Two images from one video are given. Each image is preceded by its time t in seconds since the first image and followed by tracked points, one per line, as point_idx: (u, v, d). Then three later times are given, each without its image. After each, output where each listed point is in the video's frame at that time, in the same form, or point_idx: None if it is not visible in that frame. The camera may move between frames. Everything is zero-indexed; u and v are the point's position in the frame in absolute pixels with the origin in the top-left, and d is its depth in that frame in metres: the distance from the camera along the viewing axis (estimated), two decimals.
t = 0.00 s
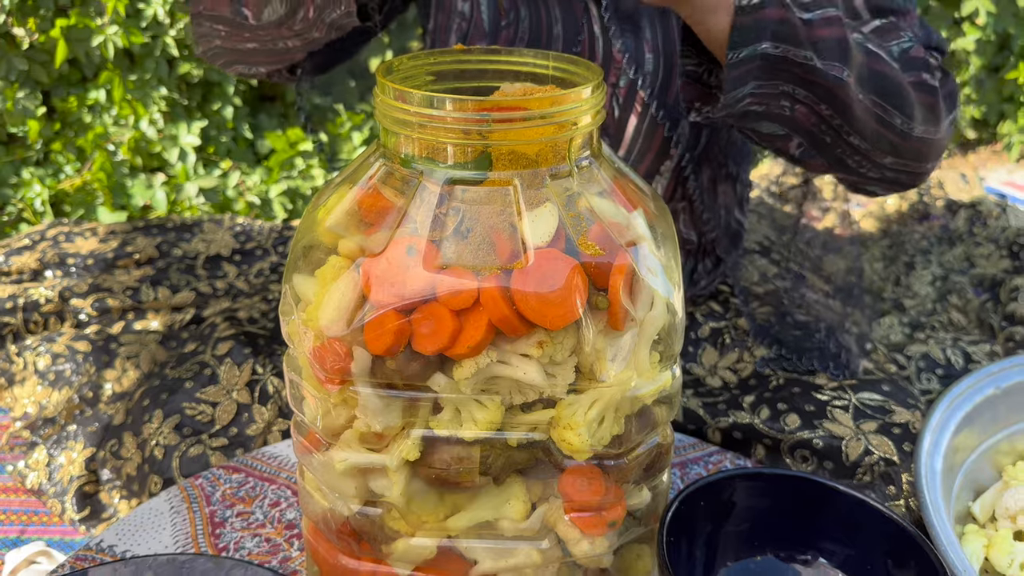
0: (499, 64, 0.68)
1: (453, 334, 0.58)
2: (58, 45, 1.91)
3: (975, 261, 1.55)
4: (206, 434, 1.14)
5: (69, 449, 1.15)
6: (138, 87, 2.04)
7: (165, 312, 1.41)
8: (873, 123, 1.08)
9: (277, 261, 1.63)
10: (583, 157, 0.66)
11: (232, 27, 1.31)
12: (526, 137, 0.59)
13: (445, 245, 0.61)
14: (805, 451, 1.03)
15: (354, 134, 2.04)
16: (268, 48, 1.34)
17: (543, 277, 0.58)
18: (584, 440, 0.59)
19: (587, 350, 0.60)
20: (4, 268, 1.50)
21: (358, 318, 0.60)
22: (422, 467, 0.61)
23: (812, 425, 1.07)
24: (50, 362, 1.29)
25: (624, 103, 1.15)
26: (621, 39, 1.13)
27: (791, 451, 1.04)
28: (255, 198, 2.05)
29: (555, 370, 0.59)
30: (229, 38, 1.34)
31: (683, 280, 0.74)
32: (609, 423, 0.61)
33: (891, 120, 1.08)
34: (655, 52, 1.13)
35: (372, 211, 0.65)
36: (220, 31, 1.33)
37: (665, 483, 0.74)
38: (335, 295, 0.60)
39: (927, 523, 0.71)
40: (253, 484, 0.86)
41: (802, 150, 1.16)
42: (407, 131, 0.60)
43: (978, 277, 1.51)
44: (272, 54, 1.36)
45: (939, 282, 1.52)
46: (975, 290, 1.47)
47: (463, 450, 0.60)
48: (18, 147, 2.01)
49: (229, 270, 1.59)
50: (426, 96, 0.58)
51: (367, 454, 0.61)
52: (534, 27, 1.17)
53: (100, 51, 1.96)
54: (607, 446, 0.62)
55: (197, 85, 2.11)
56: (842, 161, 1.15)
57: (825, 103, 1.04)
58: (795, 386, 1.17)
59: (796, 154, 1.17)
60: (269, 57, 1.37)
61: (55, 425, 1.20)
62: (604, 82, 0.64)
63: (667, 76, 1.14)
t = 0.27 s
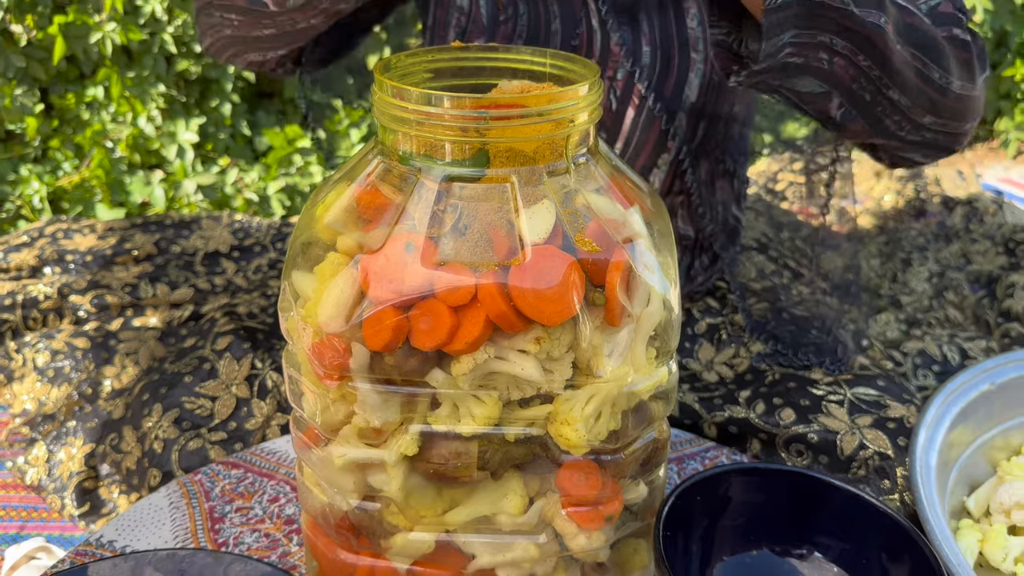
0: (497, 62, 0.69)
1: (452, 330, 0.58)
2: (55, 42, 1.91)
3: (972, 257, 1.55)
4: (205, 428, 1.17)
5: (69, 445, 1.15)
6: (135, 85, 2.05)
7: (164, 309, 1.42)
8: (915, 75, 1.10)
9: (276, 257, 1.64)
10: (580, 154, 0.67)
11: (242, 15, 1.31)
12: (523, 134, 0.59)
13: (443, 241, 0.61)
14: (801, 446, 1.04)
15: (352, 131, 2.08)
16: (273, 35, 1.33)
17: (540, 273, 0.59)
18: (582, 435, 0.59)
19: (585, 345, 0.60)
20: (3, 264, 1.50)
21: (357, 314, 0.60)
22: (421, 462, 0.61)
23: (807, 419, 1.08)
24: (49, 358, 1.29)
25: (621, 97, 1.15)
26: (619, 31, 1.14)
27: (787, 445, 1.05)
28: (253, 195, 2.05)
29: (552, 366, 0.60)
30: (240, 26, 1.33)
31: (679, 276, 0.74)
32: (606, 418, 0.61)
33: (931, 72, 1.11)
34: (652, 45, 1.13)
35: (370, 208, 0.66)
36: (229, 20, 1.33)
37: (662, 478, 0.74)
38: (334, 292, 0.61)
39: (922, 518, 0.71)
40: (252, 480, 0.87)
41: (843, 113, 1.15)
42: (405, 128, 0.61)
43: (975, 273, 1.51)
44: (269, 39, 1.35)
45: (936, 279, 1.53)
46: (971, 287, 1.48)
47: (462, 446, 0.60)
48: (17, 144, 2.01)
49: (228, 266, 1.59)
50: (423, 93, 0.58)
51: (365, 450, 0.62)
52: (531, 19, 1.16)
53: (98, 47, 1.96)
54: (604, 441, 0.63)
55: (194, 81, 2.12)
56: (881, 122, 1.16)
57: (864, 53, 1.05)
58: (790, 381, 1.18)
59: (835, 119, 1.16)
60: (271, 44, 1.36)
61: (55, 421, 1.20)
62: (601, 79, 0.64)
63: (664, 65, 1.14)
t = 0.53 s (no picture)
0: (495, 60, 0.69)
1: (450, 328, 0.58)
2: (54, 40, 1.92)
3: (969, 255, 1.56)
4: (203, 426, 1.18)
5: (68, 443, 1.15)
6: (134, 82, 2.03)
7: (162, 306, 1.42)
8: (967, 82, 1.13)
9: (274, 255, 1.64)
10: (578, 152, 0.67)
11: None
12: (521, 132, 0.59)
13: (441, 240, 0.62)
14: (798, 443, 1.04)
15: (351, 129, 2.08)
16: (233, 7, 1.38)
17: (539, 271, 0.59)
18: (580, 432, 0.59)
19: (583, 343, 0.61)
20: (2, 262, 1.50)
21: (356, 312, 0.60)
22: (420, 459, 0.62)
23: (803, 418, 1.09)
24: (48, 356, 1.29)
25: (618, 94, 1.18)
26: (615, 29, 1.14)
27: (784, 443, 1.06)
28: (251, 191, 2.08)
29: (551, 364, 0.60)
30: None
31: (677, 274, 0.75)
32: (604, 415, 0.62)
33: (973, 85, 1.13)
34: (649, 45, 1.14)
35: (369, 206, 0.66)
36: None
37: (660, 475, 0.74)
38: (333, 290, 0.61)
39: (919, 513, 0.71)
40: (251, 478, 0.87)
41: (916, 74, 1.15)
42: (404, 126, 0.61)
43: (973, 270, 1.52)
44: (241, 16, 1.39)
45: (933, 276, 1.53)
46: (968, 284, 1.49)
47: (460, 443, 0.61)
48: (15, 142, 2.02)
49: (227, 264, 1.59)
50: (421, 92, 0.59)
51: (365, 447, 0.62)
52: (528, 18, 1.19)
53: (96, 45, 1.96)
54: (602, 439, 0.63)
55: (192, 79, 2.10)
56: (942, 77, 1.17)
57: (984, 40, 1.06)
58: (787, 379, 1.18)
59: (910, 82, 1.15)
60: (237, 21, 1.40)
61: (53, 419, 1.19)
62: (599, 78, 0.64)
63: (662, 63, 1.15)
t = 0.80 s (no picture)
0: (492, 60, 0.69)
1: (449, 328, 0.58)
2: (52, 37, 1.91)
3: (967, 253, 1.56)
4: (203, 426, 1.18)
5: (66, 442, 1.16)
6: (133, 81, 2.03)
7: (161, 306, 1.42)
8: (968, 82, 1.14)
9: (274, 254, 1.64)
10: (577, 152, 0.67)
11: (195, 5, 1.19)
12: (521, 132, 0.59)
13: (440, 239, 0.62)
14: (797, 442, 1.04)
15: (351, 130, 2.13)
16: (223, 40, 1.21)
17: (538, 271, 0.59)
18: (579, 431, 0.59)
19: (582, 342, 0.61)
20: None
21: (355, 311, 0.60)
22: (419, 459, 0.62)
23: (803, 415, 1.09)
24: (47, 355, 1.29)
25: (620, 99, 1.16)
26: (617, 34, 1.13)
27: (784, 441, 1.06)
28: (251, 190, 2.08)
29: (550, 363, 0.60)
30: (192, 19, 1.20)
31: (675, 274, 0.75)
32: (603, 415, 0.62)
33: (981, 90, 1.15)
34: (649, 49, 1.14)
35: (368, 205, 0.66)
36: (184, 10, 1.19)
37: (659, 473, 0.75)
38: (332, 289, 0.61)
39: (918, 512, 0.71)
40: (250, 477, 0.87)
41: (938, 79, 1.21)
42: (405, 126, 0.61)
43: (971, 269, 1.52)
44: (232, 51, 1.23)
45: (932, 274, 1.53)
46: (967, 283, 1.49)
47: (459, 443, 0.61)
48: (13, 140, 2.02)
49: (225, 263, 1.59)
50: (421, 92, 0.58)
51: (364, 447, 0.62)
52: (529, 24, 1.14)
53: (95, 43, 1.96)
54: (601, 438, 0.63)
55: (191, 78, 2.09)
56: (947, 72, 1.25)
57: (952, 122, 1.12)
58: (787, 376, 1.18)
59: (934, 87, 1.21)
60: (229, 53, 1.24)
61: (52, 418, 1.20)
62: (598, 78, 0.64)
63: (663, 68, 1.15)
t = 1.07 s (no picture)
0: (491, 59, 0.69)
1: (448, 326, 0.58)
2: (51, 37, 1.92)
3: (966, 251, 1.56)
4: (201, 424, 1.18)
5: (65, 441, 1.16)
6: (131, 79, 2.03)
7: (160, 304, 1.42)
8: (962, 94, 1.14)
9: (272, 253, 1.64)
10: (576, 150, 0.67)
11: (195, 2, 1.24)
12: (521, 131, 0.60)
13: (439, 238, 0.62)
14: (795, 439, 1.04)
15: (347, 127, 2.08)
16: (221, 37, 1.27)
17: (536, 270, 0.59)
18: (577, 430, 0.60)
19: (580, 341, 0.61)
20: None
21: (354, 310, 0.60)
22: (417, 457, 0.62)
23: (802, 413, 1.09)
24: (45, 354, 1.29)
25: (627, 100, 1.16)
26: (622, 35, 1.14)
27: (782, 439, 1.06)
28: (249, 189, 2.09)
29: (548, 361, 0.60)
30: (189, 15, 1.26)
31: (673, 272, 0.75)
32: (601, 413, 0.62)
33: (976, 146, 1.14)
34: (655, 49, 1.15)
35: (367, 204, 0.66)
36: (181, 6, 1.25)
37: (657, 472, 0.75)
38: (330, 288, 0.61)
39: (915, 510, 0.72)
40: (249, 475, 0.87)
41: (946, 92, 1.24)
42: (404, 126, 0.61)
43: (970, 267, 1.52)
44: (229, 48, 1.29)
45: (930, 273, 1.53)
46: (966, 281, 1.49)
47: (457, 441, 0.61)
48: (12, 139, 2.02)
49: (224, 262, 1.59)
50: (420, 91, 0.58)
51: (362, 445, 0.62)
52: (534, 25, 1.16)
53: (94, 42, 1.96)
54: (599, 436, 0.63)
55: (190, 76, 2.08)
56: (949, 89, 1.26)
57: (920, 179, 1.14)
58: (785, 373, 1.19)
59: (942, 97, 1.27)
60: (227, 50, 1.30)
61: (51, 417, 1.20)
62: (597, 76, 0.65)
63: (669, 68, 1.16)
